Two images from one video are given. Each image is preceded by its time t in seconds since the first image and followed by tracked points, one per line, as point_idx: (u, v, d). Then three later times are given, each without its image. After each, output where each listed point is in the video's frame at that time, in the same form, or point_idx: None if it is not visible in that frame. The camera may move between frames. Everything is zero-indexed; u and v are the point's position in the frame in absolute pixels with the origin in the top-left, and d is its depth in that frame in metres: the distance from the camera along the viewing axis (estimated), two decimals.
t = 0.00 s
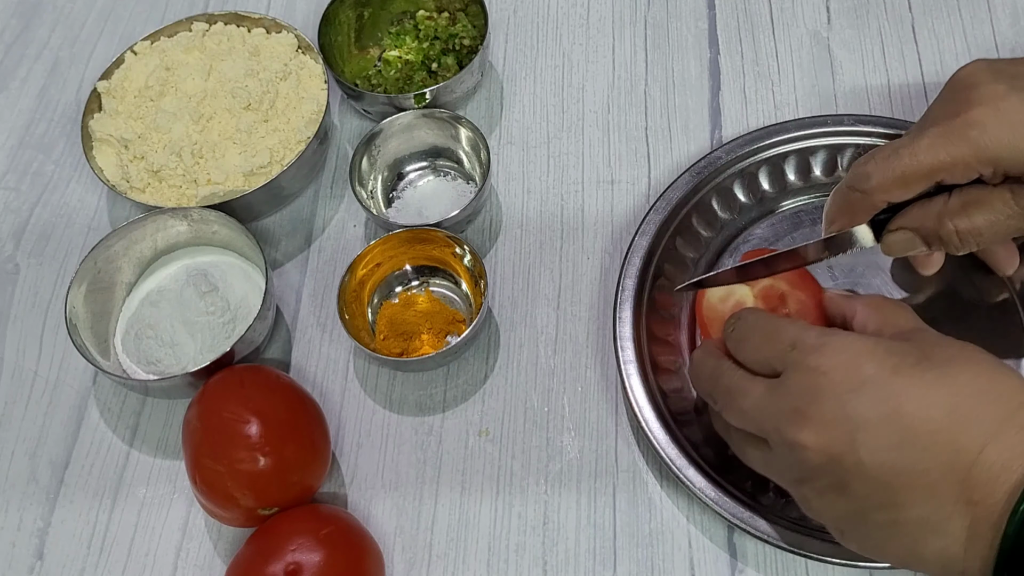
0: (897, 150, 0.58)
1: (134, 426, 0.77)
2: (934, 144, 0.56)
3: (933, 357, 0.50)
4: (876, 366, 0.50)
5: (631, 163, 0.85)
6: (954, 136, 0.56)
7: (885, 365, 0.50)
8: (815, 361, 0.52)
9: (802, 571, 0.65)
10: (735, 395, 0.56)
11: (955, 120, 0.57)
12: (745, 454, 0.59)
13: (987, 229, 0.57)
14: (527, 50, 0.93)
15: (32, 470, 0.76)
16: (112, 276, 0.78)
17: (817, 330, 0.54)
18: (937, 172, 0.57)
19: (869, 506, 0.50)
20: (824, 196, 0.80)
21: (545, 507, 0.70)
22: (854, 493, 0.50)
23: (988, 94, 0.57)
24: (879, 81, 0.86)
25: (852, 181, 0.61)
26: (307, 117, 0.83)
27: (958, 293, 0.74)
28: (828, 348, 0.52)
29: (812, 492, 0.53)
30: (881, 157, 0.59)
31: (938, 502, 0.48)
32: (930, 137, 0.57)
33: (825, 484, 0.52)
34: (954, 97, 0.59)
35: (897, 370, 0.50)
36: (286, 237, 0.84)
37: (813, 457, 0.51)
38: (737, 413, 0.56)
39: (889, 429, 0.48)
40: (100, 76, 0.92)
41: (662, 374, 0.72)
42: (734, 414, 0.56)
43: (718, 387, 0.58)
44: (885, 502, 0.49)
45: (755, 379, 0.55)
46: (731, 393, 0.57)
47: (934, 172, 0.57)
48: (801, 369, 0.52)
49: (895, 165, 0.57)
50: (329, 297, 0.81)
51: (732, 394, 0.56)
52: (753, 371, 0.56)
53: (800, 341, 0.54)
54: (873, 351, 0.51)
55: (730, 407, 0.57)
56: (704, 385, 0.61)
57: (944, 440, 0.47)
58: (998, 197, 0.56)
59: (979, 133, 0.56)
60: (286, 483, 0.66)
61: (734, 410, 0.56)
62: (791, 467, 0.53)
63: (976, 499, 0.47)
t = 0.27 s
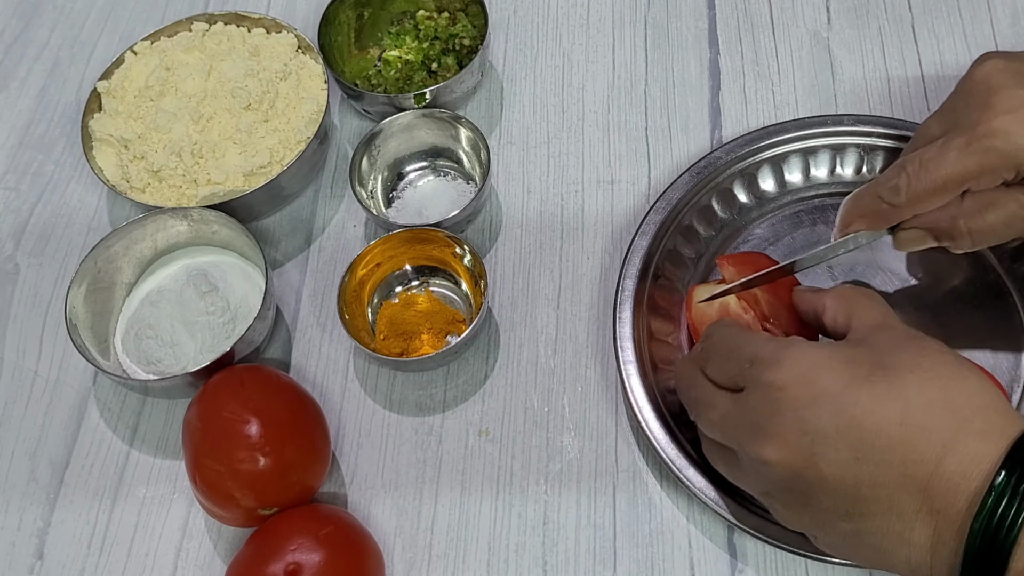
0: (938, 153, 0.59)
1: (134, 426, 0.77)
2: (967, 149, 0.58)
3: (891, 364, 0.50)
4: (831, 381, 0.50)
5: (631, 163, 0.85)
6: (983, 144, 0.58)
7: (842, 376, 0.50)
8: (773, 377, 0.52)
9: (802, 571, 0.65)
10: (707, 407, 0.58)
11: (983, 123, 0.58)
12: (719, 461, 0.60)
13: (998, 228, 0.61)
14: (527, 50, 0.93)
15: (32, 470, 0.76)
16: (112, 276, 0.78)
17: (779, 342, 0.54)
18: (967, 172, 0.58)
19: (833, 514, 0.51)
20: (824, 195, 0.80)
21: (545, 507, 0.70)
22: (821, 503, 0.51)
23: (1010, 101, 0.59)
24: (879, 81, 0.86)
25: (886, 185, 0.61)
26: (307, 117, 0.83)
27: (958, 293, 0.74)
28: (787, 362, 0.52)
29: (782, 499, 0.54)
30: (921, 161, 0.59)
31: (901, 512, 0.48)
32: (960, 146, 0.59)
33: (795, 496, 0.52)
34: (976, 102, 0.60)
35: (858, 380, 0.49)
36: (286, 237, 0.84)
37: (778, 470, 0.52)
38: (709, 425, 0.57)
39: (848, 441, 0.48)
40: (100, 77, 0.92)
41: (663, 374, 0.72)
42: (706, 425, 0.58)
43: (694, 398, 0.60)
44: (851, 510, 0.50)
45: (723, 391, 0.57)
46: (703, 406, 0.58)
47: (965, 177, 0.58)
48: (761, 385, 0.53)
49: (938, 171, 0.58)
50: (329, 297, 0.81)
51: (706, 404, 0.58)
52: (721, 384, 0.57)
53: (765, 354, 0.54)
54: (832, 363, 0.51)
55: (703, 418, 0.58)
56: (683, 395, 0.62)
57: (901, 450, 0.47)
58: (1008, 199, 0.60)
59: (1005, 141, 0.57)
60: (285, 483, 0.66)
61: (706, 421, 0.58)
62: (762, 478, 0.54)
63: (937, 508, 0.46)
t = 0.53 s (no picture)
0: (887, 183, 0.57)
1: (134, 426, 0.77)
2: (915, 178, 0.56)
3: (880, 358, 0.50)
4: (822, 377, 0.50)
5: (631, 163, 0.85)
6: (929, 172, 0.56)
7: (832, 372, 0.50)
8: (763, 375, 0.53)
9: (802, 571, 0.65)
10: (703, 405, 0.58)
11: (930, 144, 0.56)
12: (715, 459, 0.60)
13: (962, 241, 0.60)
14: (527, 50, 0.93)
15: (32, 470, 0.76)
16: (112, 276, 0.78)
17: (769, 341, 0.55)
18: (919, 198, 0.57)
19: (829, 510, 0.51)
20: (824, 195, 0.80)
21: (545, 507, 0.70)
22: (816, 499, 0.51)
23: (953, 119, 0.56)
24: (879, 81, 0.86)
25: (841, 216, 0.61)
26: (307, 117, 0.83)
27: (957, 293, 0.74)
28: (777, 360, 0.53)
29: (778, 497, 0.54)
30: (873, 194, 0.58)
31: (897, 504, 0.48)
32: (908, 174, 0.57)
33: (791, 493, 0.52)
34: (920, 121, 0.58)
35: (847, 375, 0.50)
36: (287, 237, 0.84)
37: (772, 468, 0.52)
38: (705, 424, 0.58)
39: (841, 436, 0.49)
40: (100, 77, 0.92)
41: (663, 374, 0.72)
42: (702, 423, 0.59)
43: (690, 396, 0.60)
44: (847, 505, 0.50)
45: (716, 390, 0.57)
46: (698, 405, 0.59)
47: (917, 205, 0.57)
48: (752, 384, 0.53)
49: (890, 205, 0.57)
50: (329, 297, 0.81)
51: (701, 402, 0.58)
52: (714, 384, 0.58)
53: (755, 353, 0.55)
54: (822, 359, 0.51)
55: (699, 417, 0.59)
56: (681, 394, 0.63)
57: (894, 442, 0.47)
58: (967, 213, 0.59)
59: (951, 164, 0.55)
60: (285, 483, 0.66)
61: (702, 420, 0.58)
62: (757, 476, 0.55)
63: (931, 497, 0.46)
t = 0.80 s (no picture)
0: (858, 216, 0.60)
1: (134, 426, 0.77)
2: (882, 216, 0.58)
3: (905, 340, 0.48)
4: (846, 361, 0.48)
5: (631, 163, 0.85)
6: (897, 210, 0.57)
7: (858, 354, 0.48)
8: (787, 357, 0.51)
9: (802, 571, 0.65)
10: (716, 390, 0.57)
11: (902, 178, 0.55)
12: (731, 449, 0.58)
13: (939, 267, 0.60)
14: (527, 50, 0.93)
15: (32, 470, 0.76)
16: (112, 276, 0.78)
17: (792, 325, 0.53)
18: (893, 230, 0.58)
19: (853, 494, 0.49)
20: (824, 195, 0.80)
21: (545, 507, 0.70)
22: (839, 485, 0.49)
23: (929, 154, 0.55)
24: (879, 81, 0.86)
25: (823, 238, 0.66)
26: (307, 117, 0.83)
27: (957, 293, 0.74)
28: (800, 343, 0.51)
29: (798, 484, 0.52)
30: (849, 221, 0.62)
31: (921, 488, 0.46)
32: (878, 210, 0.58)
33: (813, 479, 0.50)
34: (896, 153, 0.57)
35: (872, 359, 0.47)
36: (287, 237, 0.84)
37: (794, 452, 0.50)
38: (722, 411, 0.56)
39: (865, 420, 0.46)
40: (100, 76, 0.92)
41: (663, 374, 0.72)
42: (718, 409, 0.57)
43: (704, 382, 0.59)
44: (869, 491, 0.48)
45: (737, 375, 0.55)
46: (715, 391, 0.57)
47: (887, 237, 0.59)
48: (776, 366, 0.51)
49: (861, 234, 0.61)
50: (329, 297, 0.81)
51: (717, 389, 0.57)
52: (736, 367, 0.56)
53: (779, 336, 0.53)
54: (846, 342, 0.49)
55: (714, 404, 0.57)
56: (691, 383, 0.61)
57: (919, 428, 0.45)
58: (944, 243, 0.58)
59: (921, 201, 0.55)
60: (286, 482, 0.66)
61: (718, 407, 0.56)
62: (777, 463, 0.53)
63: (957, 481, 0.44)
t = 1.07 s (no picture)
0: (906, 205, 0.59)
1: (134, 426, 0.77)
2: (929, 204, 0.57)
3: (913, 322, 0.51)
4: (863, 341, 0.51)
5: (631, 163, 0.85)
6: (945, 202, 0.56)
7: (872, 335, 0.51)
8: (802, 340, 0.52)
9: (802, 571, 0.65)
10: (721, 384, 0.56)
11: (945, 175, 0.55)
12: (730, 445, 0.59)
13: (980, 256, 0.59)
14: (526, 50, 0.93)
15: (32, 470, 0.76)
16: (112, 276, 0.78)
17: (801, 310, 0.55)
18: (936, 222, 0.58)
19: (868, 473, 0.50)
20: (823, 195, 0.80)
21: (545, 507, 0.70)
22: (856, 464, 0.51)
23: (971, 151, 0.55)
24: (879, 81, 0.86)
25: (859, 230, 0.64)
26: (307, 117, 0.83)
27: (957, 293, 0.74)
28: (814, 325, 0.53)
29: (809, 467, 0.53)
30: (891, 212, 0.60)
31: (936, 463, 0.48)
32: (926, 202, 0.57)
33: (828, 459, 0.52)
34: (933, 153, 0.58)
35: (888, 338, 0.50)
36: (287, 237, 0.84)
37: (812, 433, 0.51)
38: (724, 402, 0.56)
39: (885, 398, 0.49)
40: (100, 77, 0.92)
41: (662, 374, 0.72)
42: (720, 399, 0.57)
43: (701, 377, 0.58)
44: (887, 467, 0.50)
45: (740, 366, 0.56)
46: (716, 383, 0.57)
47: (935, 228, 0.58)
48: (790, 350, 0.53)
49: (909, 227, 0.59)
50: (329, 297, 0.81)
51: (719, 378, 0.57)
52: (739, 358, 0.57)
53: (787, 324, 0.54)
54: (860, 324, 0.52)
55: (714, 397, 0.57)
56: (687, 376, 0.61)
57: (935, 401, 0.48)
58: (989, 235, 0.58)
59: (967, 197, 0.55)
60: (286, 482, 0.66)
61: (720, 398, 0.56)
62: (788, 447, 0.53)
63: (971, 452, 0.47)
